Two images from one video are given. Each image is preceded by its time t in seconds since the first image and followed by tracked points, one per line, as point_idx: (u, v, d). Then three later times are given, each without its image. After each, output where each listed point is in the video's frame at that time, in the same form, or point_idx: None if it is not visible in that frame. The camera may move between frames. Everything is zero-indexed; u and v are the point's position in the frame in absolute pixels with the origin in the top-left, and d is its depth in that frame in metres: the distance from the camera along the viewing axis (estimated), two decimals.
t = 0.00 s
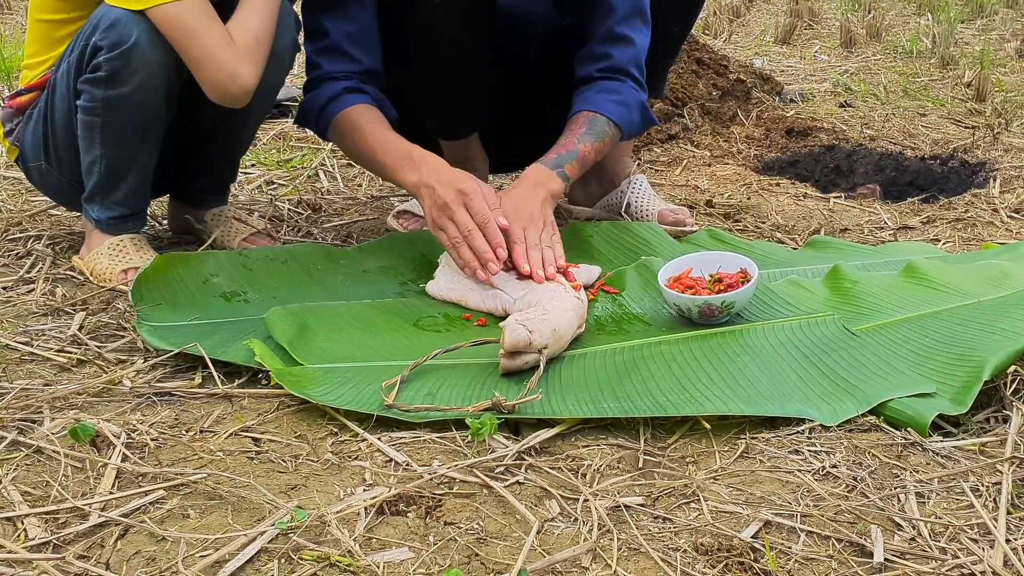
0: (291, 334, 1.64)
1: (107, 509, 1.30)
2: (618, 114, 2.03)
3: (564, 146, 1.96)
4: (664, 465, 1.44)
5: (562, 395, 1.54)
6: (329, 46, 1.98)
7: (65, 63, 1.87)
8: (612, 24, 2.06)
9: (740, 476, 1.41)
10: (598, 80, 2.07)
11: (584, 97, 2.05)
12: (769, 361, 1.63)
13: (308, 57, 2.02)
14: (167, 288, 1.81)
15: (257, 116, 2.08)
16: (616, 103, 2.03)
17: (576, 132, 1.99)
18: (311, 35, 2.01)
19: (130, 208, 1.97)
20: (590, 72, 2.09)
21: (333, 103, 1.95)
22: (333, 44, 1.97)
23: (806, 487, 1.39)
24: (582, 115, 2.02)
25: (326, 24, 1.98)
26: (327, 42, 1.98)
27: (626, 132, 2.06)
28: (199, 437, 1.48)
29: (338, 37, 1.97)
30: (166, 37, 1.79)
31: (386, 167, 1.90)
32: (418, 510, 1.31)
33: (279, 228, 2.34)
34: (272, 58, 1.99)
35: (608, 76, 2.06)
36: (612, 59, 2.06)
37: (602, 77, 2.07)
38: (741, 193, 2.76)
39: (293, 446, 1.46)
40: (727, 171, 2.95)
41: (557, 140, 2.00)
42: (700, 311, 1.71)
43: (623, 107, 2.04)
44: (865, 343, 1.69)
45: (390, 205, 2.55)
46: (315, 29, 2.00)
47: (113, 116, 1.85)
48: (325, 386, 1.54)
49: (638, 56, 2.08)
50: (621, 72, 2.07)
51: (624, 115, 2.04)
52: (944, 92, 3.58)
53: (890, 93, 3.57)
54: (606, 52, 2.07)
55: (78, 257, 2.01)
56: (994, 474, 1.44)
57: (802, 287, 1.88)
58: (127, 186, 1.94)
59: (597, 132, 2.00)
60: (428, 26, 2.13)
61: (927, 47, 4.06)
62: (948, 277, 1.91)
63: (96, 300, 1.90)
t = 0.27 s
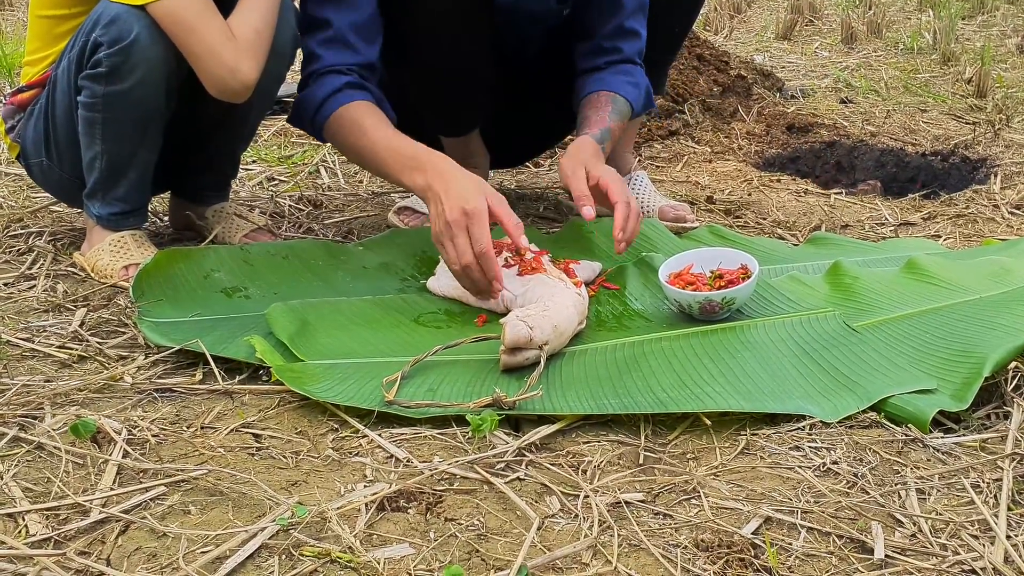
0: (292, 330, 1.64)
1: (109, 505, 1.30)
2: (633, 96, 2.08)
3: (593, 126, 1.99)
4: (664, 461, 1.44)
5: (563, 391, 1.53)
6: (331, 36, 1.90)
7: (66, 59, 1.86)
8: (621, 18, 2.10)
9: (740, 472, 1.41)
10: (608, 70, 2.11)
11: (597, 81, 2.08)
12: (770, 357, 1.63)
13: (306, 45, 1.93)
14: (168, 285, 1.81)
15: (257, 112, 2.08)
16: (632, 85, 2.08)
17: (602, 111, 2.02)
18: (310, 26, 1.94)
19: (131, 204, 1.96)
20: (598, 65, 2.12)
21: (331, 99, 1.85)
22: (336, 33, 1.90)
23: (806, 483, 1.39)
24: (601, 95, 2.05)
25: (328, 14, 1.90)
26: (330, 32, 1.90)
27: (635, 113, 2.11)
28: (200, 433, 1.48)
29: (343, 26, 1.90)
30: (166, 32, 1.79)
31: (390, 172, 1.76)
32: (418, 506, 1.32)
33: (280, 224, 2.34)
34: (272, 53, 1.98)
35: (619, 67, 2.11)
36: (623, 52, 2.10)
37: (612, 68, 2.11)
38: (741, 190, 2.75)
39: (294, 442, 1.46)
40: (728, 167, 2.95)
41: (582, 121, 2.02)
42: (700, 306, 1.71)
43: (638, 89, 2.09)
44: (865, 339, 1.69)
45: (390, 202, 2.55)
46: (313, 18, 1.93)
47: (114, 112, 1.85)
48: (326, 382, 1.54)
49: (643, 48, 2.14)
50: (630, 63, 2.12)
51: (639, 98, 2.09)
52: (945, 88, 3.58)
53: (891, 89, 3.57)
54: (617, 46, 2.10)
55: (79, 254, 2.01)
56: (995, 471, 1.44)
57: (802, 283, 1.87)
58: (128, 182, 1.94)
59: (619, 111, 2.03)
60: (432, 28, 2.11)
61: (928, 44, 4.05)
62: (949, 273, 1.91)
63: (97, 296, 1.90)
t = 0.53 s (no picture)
0: (292, 333, 1.64)
1: (110, 507, 1.31)
2: (656, 88, 2.10)
3: (629, 119, 2.02)
4: (665, 463, 1.44)
5: (563, 394, 1.54)
6: (361, 29, 1.78)
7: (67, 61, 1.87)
8: (635, 14, 2.11)
9: (740, 474, 1.42)
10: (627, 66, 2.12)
11: (621, 76, 2.11)
12: (770, 360, 1.64)
13: (324, 37, 1.80)
14: (168, 287, 1.81)
15: (259, 115, 2.09)
16: (655, 79, 2.10)
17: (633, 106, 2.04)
18: (331, 16, 1.81)
19: (132, 206, 1.97)
20: (616, 61, 2.14)
21: (356, 98, 1.71)
22: (367, 25, 1.79)
23: (806, 486, 1.39)
24: (629, 91, 2.08)
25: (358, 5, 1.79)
26: (359, 24, 1.79)
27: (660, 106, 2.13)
28: (201, 435, 1.48)
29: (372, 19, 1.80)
30: (167, 34, 1.79)
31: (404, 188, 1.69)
32: (419, 508, 1.32)
33: (281, 227, 2.34)
34: (272, 56, 1.99)
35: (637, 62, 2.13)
36: (640, 47, 2.12)
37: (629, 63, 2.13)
38: (741, 192, 2.76)
39: (295, 444, 1.47)
40: (728, 170, 2.95)
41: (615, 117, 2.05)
42: (701, 309, 1.71)
43: (659, 82, 2.11)
44: (865, 342, 1.70)
45: (391, 204, 2.56)
46: (336, 8, 1.80)
47: (115, 115, 1.85)
48: (327, 384, 1.54)
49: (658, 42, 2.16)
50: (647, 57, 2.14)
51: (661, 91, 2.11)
52: (945, 90, 3.58)
53: (890, 92, 3.57)
54: (633, 41, 2.12)
55: (80, 256, 2.01)
56: (994, 472, 1.44)
57: (802, 285, 1.88)
58: (129, 184, 1.94)
59: (648, 105, 2.06)
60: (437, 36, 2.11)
61: (928, 46, 4.06)
62: (949, 275, 1.91)
63: (98, 298, 1.90)
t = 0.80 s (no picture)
0: (293, 333, 1.64)
1: (111, 508, 1.31)
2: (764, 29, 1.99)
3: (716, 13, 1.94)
4: (665, 463, 1.44)
5: (563, 394, 1.54)
6: (370, 22, 1.76)
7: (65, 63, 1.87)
8: None
9: (741, 473, 1.42)
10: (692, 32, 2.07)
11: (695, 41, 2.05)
12: (770, 359, 1.64)
13: (333, 31, 1.78)
14: (169, 289, 1.81)
15: (258, 115, 2.09)
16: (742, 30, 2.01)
17: None
18: (338, 10, 1.79)
19: (131, 207, 1.97)
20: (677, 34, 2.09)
21: (366, 96, 1.69)
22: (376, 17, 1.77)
23: (807, 485, 1.39)
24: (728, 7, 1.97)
25: None
26: (369, 16, 1.77)
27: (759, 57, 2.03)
28: (202, 436, 1.48)
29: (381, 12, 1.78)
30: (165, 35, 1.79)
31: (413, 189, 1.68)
32: (420, 509, 1.32)
33: (281, 228, 2.34)
34: (271, 56, 1.99)
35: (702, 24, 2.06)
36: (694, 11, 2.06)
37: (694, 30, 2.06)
38: (741, 192, 2.76)
39: (296, 445, 1.47)
40: (728, 169, 2.95)
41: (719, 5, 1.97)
42: (701, 308, 1.71)
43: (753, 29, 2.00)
44: (866, 341, 1.70)
45: (391, 204, 2.56)
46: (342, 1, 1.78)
47: (113, 116, 1.85)
48: (327, 385, 1.54)
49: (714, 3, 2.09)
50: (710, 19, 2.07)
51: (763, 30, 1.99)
52: (945, 89, 3.58)
53: (890, 91, 3.57)
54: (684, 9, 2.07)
55: (80, 258, 2.01)
56: (995, 471, 1.44)
57: (803, 285, 1.88)
58: (128, 185, 1.94)
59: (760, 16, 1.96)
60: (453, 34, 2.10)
61: (928, 45, 4.06)
62: (949, 274, 1.91)
63: (99, 300, 1.90)
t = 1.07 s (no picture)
0: (293, 325, 1.64)
1: (111, 500, 1.31)
2: None
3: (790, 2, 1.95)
4: (666, 454, 1.44)
5: (563, 386, 1.54)
6: None
7: (65, 55, 1.87)
8: None
9: (741, 465, 1.42)
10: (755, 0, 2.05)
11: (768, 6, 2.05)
12: (770, 351, 1.63)
13: (344, 7, 1.74)
14: (169, 281, 1.81)
15: (258, 107, 2.09)
16: None
17: None
18: None
19: (131, 199, 1.97)
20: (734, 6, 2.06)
21: (382, 70, 1.65)
22: None
23: (807, 476, 1.39)
24: None
25: None
26: None
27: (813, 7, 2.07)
28: (202, 428, 1.48)
29: None
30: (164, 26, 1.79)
31: (423, 167, 1.65)
32: (421, 500, 1.32)
33: (281, 220, 2.34)
34: (271, 48, 1.98)
35: None
36: None
37: None
38: (742, 184, 2.75)
39: (296, 437, 1.47)
40: (729, 161, 2.94)
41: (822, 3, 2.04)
42: (702, 301, 1.71)
43: None
44: (867, 333, 1.69)
45: (391, 197, 2.56)
46: None
47: (113, 107, 1.85)
48: (327, 377, 1.54)
49: None
50: None
51: None
52: (946, 81, 3.57)
53: (892, 83, 3.56)
54: None
55: (80, 250, 2.01)
56: (995, 463, 1.44)
57: (804, 277, 1.87)
58: (128, 177, 1.94)
59: None
60: (459, 26, 2.09)
61: (930, 37, 4.05)
62: (951, 266, 1.91)
63: (98, 292, 1.90)
